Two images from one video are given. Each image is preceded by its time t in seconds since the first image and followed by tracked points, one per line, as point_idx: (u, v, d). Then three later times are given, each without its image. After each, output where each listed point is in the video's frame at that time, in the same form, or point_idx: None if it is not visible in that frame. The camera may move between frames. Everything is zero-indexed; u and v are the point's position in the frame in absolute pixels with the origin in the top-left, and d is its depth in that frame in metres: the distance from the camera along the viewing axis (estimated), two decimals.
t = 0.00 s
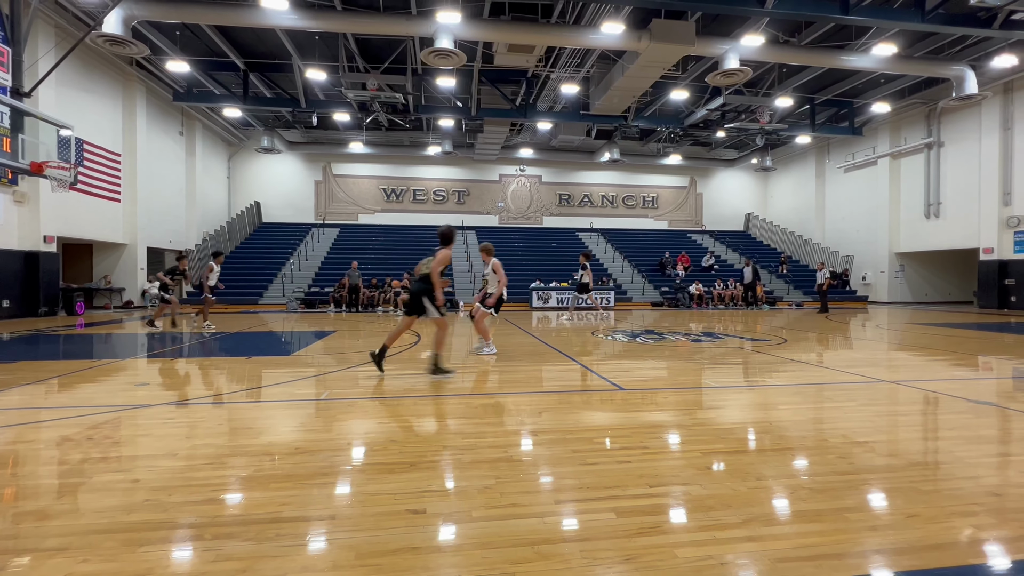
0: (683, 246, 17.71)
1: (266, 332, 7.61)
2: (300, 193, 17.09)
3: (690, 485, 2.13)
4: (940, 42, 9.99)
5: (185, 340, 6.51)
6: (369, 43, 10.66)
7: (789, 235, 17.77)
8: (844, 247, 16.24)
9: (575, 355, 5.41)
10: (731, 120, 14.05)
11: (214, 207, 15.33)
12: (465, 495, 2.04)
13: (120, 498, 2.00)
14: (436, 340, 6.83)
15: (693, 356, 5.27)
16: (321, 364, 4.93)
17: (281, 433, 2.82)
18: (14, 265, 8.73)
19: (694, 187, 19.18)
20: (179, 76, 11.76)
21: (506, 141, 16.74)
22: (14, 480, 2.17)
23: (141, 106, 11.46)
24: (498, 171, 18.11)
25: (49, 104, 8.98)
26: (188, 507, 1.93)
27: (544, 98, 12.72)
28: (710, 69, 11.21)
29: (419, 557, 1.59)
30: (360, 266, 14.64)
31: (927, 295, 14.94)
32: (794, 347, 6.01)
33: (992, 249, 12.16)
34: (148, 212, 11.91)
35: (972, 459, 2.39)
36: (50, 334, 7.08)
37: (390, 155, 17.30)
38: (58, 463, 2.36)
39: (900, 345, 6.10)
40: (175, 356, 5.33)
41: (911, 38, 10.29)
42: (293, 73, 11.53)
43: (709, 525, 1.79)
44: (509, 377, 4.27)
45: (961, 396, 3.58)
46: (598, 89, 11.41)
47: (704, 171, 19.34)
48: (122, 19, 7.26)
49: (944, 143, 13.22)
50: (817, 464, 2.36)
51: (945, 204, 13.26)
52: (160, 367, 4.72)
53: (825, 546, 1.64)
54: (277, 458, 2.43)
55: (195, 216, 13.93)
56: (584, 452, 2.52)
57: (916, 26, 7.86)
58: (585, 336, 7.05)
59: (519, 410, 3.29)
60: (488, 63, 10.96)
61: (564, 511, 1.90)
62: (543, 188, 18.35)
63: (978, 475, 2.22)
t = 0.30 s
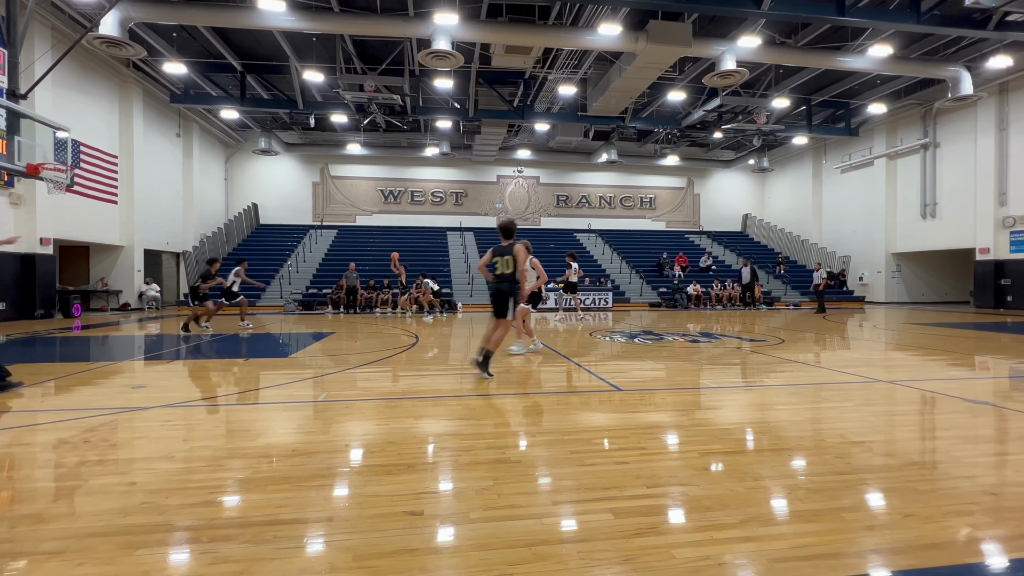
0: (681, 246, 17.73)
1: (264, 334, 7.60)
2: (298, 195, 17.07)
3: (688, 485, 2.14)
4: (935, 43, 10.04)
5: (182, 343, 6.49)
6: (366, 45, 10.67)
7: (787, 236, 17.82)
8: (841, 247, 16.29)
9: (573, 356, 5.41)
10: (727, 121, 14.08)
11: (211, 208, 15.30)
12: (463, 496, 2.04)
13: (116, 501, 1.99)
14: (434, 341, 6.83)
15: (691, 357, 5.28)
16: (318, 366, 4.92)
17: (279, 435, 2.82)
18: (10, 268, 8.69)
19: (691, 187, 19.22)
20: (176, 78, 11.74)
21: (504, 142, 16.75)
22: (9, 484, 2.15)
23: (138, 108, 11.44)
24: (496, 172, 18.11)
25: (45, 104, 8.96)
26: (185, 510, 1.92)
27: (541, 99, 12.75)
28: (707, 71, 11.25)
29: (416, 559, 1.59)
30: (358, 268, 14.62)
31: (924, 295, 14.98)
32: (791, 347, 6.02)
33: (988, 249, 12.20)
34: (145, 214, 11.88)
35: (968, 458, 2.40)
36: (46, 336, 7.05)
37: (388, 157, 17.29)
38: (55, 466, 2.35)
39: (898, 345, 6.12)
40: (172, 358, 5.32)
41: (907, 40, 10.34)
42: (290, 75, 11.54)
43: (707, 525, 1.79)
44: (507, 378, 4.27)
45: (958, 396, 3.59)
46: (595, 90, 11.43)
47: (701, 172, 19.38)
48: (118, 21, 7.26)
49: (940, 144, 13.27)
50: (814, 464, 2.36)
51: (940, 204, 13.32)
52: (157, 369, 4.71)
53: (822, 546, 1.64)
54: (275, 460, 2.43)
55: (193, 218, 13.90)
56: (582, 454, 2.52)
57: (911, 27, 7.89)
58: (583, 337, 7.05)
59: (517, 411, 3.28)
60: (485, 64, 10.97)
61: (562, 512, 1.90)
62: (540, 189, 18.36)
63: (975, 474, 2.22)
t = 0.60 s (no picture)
0: (678, 246, 17.77)
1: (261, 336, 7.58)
2: (295, 196, 17.05)
3: (685, 485, 2.14)
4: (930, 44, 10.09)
5: (178, 344, 6.46)
6: (364, 46, 10.67)
7: (783, 236, 17.88)
8: (837, 247, 16.35)
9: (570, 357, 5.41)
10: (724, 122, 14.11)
11: (208, 210, 15.26)
12: (460, 497, 2.03)
13: (111, 503, 1.98)
14: (431, 342, 6.83)
15: (688, 357, 5.29)
16: (315, 367, 4.91)
17: (276, 437, 2.81)
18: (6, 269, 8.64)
19: (688, 188, 19.27)
20: (172, 79, 11.73)
21: (501, 143, 16.76)
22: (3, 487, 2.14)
23: (134, 108, 11.42)
24: (493, 173, 18.11)
25: (41, 104, 8.93)
26: (181, 512, 1.91)
27: (539, 100, 12.76)
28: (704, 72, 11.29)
29: (413, 560, 1.58)
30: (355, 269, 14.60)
31: (919, 295, 15.06)
32: (788, 347, 6.05)
33: (983, 249, 12.27)
34: (141, 215, 11.85)
35: (962, 457, 2.41)
36: (41, 339, 7.00)
37: (385, 158, 17.28)
38: (49, 469, 2.34)
39: (894, 345, 6.14)
40: (168, 360, 5.29)
41: (902, 41, 10.40)
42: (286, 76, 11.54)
43: (704, 525, 1.80)
44: (505, 379, 4.27)
45: (953, 395, 3.61)
46: (593, 90, 11.44)
47: (698, 173, 19.43)
48: (114, 21, 7.25)
49: (935, 145, 13.34)
50: (811, 463, 2.36)
51: (936, 205, 13.38)
52: (154, 371, 4.69)
53: (818, 546, 1.65)
54: (272, 462, 2.42)
55: (189, 219, 13.87)
56: (579, 454, 2.52)
57: (906, 28, 7.93)
58: (581, 337, 7.06)
59: (515, 412, 3.28)
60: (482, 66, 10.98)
61: (559, 513, 1.90)
62: (537, 190, 18.38)
63: (970, 473, 2.23)
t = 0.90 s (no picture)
0: (675, 247, 17.80)
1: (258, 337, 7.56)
2: (292, 196, 17.02)
3: (682, 486, 2.14)
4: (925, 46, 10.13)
5: (174, 346, 6.44)
6: (361, 47, 10.67)
7: (780, 237, 17.93)
8: (833, 248, 16.40)
9: (568, 357, 5.42)
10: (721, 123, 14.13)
11: (205, 210, 15.23)
12: (457, 498, 2.03)
13: (106, 506, 1.97)
14: (429, 343, 6.82)
15: (685, 357, 5.30)
16: (313, 368, 4.90)
17: (273, 438, 2.81)
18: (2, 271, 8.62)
19: (686, 189, 19.30)
20: (169, 79, 11.72)
21: (499, 144, 16.76)
22: None
23: (131, 109, 11.39)
24: (491, 174, 18.12)
25: (37, 105, 8.91)
26: (177, 514, 1.90)
27: (536, 102, 12.79)
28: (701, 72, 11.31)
29: (410, 561, 1.58)
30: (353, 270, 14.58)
31: (915, 295, 15.11)
32: (786, 347, 6.06)
33: (979, 249, 12.32)
34: (138, 216, 11.82)
35: (959, 457, 2.42)
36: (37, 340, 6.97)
37: (383, 158, 17.27)
38: (44, 471, 2.33)
39: (890, 345, 6.17)
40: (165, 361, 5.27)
41: (898, 43, 10.45)
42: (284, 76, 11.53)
43: (701, 526, 1.80)
44: (503, 380, 4.27)
45: (949, 395, 3.63)
46: (590, 92, 11.46)
47: (695, 174, 19.48)
48: (110, 22, 7.24)
49: (931, 146, 13.40)
50: (808, 464, 2.37)
51: (932, 206, 13.44)
52: (150, 372, 4.68)
53: (815, 546, 1.65)
54: (268, 463, 2.42)
55: (186, 219, 13.84)
56: (576, 455, 2.52)
57: (902, 29, 7.97)
58: (579, 338, 7.06)
59: (512, 413, 3.28)
60: (480, 66, 10.99)
61: (557, 514, 1.90)
62: (535, 191, 18.40)
63: (966, 473, 2.24)
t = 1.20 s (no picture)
0: (673, 248, 17.83)
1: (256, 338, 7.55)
2: (290, 196, 17.00)
3: (681, 486, 2.14)
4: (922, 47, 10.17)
5: (172, 347, 6.42)
6: (359, 47, 10.65)
7: (778, 237, 17.97)
8: (831, 248, 16.43)
9: (566, 358, 5.42)
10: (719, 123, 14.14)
11: (203, 211, 15.20)
12: (457, 499, 2.03)
13: (105, 507, 1.97)
14: (428, 344, 6.82)
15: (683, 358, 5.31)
16: (311, 369, 4.90)
17: (272, 439, 2.81)
18: None
19: (684, 190, 19.34)
20: (167, 79, 11.68)
21: (497, 145, 16.76)
22: None
23: (128, 109, 11.36)
24: (489, 174, 18.12)
25: (34, 105, 8.87)
26: (176, 515, 1.90)
27: (535, 103, 12.81)
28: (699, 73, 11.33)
29: (409, 562, 1.58)
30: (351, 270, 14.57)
31: (913, 295, 15.16)
32: (783, 347, 6.09)
33: (975, 249, 12.37)
34: (135, 216, 11.78)
35: (956, 457, 2.43)
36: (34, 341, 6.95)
37: (381, 159, 17.25)
38: (42, 472, 2.32)
39: (888, 346, 6.19)
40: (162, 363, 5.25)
41: (895, 44, 10.50)
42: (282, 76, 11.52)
43: (699, 526, 1.80)
44: (501, 381, 4.27)
45: (947, 395, 3.64)
46: (588, 92, 11.47)
47: (693, 174, 19.51)
48: (107, 22, 7.22)
49: (928, 147, 13.45)
50: (807, 464, 2.37)
51: (929, 206, 13.48)
52: (148, 373, 4.66)
53: (813, 545, 1.66)
54: (267, 465, 2.41)
55: (184, 220, 13.80)
56: (575, 455, 2.52)
57: (899, 30, 8.00)
58: (578, 338, 7.06)
59: (511, 413, 3.29)
60: (478, 67, 10.99)
61: (556, 514, 1.90)
62: (534, 191, 18.41)
63: (963, 472, 2.25)
